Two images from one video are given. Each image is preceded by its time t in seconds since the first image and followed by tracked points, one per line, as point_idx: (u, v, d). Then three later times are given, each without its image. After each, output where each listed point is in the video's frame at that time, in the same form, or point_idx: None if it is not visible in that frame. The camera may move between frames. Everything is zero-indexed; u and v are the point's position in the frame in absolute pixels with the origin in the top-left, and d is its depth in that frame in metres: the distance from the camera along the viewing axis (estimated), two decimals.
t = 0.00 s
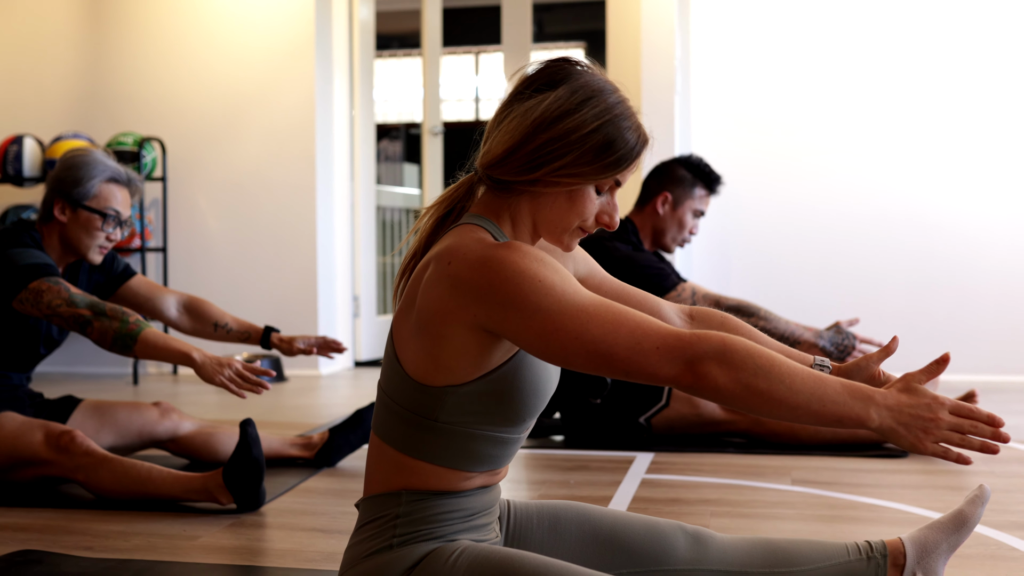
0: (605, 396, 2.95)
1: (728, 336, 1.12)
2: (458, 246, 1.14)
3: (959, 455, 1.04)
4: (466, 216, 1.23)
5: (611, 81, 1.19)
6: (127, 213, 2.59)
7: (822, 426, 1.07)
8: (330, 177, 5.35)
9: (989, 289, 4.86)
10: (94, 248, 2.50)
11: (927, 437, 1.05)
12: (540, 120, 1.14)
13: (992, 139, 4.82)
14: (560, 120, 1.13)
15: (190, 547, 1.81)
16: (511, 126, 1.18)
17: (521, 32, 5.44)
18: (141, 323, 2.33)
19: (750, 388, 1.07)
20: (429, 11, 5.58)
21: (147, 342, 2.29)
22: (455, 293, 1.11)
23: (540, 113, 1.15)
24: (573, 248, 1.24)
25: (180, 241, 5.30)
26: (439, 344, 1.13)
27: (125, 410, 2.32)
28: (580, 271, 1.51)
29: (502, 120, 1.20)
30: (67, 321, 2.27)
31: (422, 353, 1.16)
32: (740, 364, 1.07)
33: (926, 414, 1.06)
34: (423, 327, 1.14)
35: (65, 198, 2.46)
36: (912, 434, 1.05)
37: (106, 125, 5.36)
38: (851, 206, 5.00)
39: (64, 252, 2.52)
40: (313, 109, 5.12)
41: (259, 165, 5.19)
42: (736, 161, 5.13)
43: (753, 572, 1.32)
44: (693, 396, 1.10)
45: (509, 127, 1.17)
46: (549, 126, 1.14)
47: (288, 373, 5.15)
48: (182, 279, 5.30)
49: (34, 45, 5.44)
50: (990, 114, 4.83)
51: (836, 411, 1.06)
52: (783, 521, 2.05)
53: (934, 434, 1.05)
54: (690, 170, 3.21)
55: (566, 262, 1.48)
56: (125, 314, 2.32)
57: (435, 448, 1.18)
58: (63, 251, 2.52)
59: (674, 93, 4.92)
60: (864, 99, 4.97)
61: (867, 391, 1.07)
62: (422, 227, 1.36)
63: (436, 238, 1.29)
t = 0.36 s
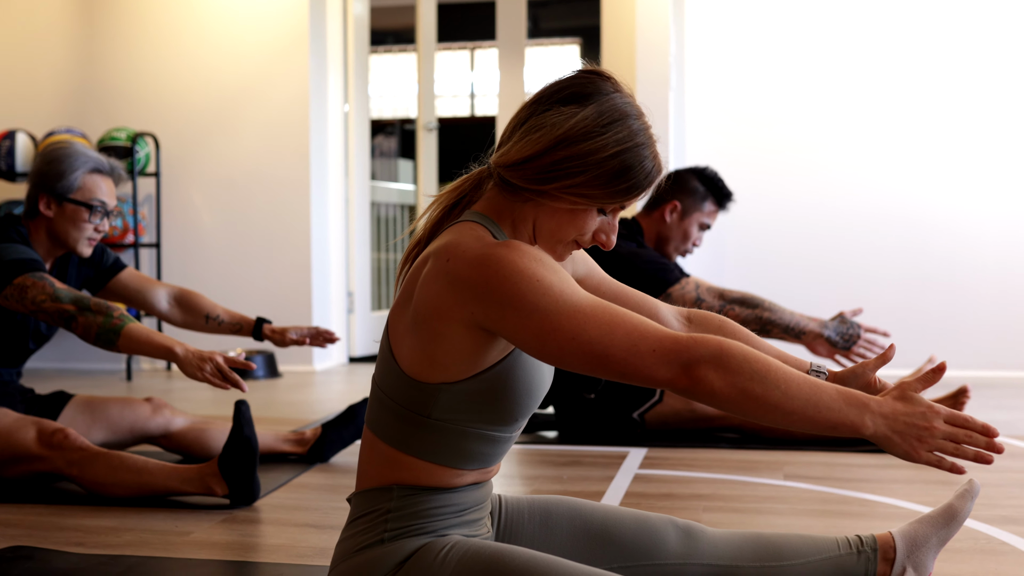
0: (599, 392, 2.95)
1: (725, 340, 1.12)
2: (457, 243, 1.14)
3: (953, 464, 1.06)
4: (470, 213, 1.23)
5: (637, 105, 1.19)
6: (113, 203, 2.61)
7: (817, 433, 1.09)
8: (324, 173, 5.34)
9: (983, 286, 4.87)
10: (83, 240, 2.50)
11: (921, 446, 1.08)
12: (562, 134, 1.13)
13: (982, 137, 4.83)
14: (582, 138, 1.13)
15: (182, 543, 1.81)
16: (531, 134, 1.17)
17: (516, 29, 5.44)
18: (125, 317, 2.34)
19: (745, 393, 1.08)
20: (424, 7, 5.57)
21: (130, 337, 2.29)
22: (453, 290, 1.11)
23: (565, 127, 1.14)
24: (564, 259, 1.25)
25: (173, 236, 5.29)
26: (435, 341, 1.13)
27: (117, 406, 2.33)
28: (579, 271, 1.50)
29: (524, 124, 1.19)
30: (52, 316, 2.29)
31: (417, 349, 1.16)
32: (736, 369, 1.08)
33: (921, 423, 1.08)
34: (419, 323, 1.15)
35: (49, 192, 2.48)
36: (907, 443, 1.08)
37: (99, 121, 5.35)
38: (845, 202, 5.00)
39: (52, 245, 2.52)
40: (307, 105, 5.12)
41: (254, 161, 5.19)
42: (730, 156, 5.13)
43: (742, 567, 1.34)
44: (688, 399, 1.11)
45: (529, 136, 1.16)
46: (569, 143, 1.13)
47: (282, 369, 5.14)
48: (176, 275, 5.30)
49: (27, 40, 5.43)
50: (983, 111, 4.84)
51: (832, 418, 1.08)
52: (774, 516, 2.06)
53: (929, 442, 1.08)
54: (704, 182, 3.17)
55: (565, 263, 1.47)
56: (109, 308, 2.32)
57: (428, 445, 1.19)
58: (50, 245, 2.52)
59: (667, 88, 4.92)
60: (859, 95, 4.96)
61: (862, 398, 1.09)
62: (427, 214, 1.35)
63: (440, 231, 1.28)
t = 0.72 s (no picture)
0: (591, 385, 2.95)
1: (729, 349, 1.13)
2: (466, 239, 1.13)
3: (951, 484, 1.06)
4: (480, 211, 1.22)
5: (658, 118, 1.18)
6: (97, 192, 2.59)
7: (818, 446, 1.09)
8: (316, 166, 5.33)
9: (974, 279, 4.88)
10: (69, 231, 2.50)
11: (921, 465, 1.07)
12: (583, 143, 1.12)
13: (974, 131, 4.84)
14: (602, 149, 1.12)
15: (171, 537, 1.80)
16: (552, 138, 1.15)
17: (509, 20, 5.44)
18: (110, 311, 2.36)
19: (747, 403, 1.09)
20: None
21: (114, 331, 2.31)
22: (460, 286, 1.11)
23: (586, 135, 1.13)
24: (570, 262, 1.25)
25: (164, 229, 5.27)
26: (439, 336, 1.13)
27: (106, 400, 2.31)
28: (585, 272, 1.53)
29: (544, 127, 1.17)
30: (35, 311, 2.30)
31: (420, 342, 1.16)
32: (742, 379, 1.09)
33: (922, 442, 1.08)
34: (423, 317, 1.14)
35: (33, 184, 2.46)
36: (907, 461, 1.08)
37: (89, 113, 5.32)
38: (837, 195, 5.00)
39: (37, 237, 2.52)
40: (298, 97, 5.10)
41: (245, 153, 5.17)
42: (723, 149, 5.12)
43: (733, 558, 1.46)
44: (693, 407, 1.12)
45: (549, 140, 1.15)
46: (589, 152, 1.12)
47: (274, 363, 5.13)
48: (167, 268, 5.28)
49: (16, 31, 5.39)
50: (974, 105, 4.85)
51: (833, 432, 1.08)
52: (762, 509, 2.06)
53: (928, 462, 1.07)
54: (709, 179, 3.14)
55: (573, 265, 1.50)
56: (94, 303, 2.34)
57: (424, 440, 1.19)
58: (36, 237, 2.52)
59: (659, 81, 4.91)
60: (851, 88, 4.96)
61: (865, 415, 1.09)
62: (435, 206, 1.34)
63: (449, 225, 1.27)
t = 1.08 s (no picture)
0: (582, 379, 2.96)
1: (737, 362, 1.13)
2: (479, 239, 1.13)
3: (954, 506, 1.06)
4: (494, 211, 1.21)
5: (678, 135, 1.18)
6: (89, 186, 2.59)
7: (821, 463, 1.09)
8: (308, 161, 5.31)
9: (964, 275, 4.90)
10: (62, 226, 2.50)
11: (923, 485, 1.07)
12: (604, 156, 1.12)
13: (965, 127, 4.86)
14: (621, 162, 1.11)
15: (161, 532, 1.80)
16: (573, 148, 1.15)
17: (501, 16, 5.44)
18: (105, 312, 2.38)
19: (754, 417, 1.08)
20: None
21: (110, 331, 2.32)
22: (469, 286, 1.10)
23: (606, 147, 1.12)
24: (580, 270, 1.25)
25: (155, 224, 5.25)
26: (445, 333, 1.13)
27: (96, 395, 2.30)
28: (592, 276, 1.59)
29: (566, 136, 1.17)
30: (30, 308, 2.31)
31: (425, 338, 1.15)
32: (748, 393, 1.09)
33: (926, 462, 1.08)
34: (430, 313, 1.14)
35: (26, 180, 2.45)
36: (910, 481, 1.07)
37: (79, 107, 5.29)
38: (829, 191, 5.01)
39: (30, 232, 2.53)
40: (289, 91, 5.08)
41: (237, 149, 5.16)
42: (715, 145, 5.13)
43: (723, 553, 1.48)
44: (697, 418, 1.11)
45: (570, 150, 1.14)
46: (609, 164, 1.12)
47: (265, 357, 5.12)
48: (157, 263, 5.26)
49: (6, 24, 5.36)
50: (965, 100, 4.86)
51: (838, 450, 1.07)
52: (752, 504, 2.07)
53: (931, 482, 1.07)
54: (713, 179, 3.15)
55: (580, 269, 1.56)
56: (89, 302, 2.35)
57: (422, 437, 1.19)
58: (28, 232, 2.52)
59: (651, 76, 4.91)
60: (844, 84, 4.96)
61: (870, 433, 1.09)
62: (450, 204, 1.33)
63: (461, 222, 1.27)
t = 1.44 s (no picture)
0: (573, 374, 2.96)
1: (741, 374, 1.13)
2: (488, 240, 1.13)
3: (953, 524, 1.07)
4: (503, 213, 1.21)
5: (692, 149, 1.18)
6: (77, 177, 2.58)
7: (822, 477, 1.09)
8: (299, 156, 5.30)
9: (955, 271, 4.92)
10: (51, 218, 2.50)
11: (923, 503, 1.08)
12: (617, 168, 1.12)
13: (956, 124, 4.87)
14: (635, 175, 1.12)
15: (150, 526, 1.80)
16: (586, 157, 1.15)
17: (493, 12, 5.43)
18: (99, 300, 2.37)
19: (757, 429, 1.09)
20: None
21: (105, 321, 2.33)
22: (476, 287, 1.11)
23: (621, 159, 1.12)
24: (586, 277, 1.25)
25: (146, 219, 5.24)
26: (450, 333, 1.13)
27: (86, 389, 2.29)
28: (598, 281, 1.59)
29: (579, 144, 1.17)
30: (22, 299, 2.32)
31: (429, 336, 1.15)
32: (752, 406, 1.09)
33: (927, 480, 1.09)
34: (435, 312, 1.14)
35: (13, 173, 2.44)
36: (910, 498, 1.09)
37: (70, 101, 5.26)
38: (821, 187, 5.02)
39: (18, 226, 2.52)
40: (281, 86, 5.07)
41: (229, 145, 5.14)
42: (707, 140, 5.13)
43: (713, 546, 1.51)
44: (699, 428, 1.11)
45: (583, 159, 1.14)
46: (622, 177, 1.12)
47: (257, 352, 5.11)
48: (148, 259, 5.25)
49: None
50: (956, 98, 4.88)
51: (840, 465, 1.08)
52: (742, 498, 2.08)
53: (931, 500, 1.08)
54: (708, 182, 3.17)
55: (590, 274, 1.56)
56: (82, 291, 2.36)
57: (421, 433, 1.20)
58: (17, 226, 2.52)
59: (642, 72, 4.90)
60: (835, 80, 4.97)
61: (872, 449, 1.09)
62: (458, 202, 1.33)
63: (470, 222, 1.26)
